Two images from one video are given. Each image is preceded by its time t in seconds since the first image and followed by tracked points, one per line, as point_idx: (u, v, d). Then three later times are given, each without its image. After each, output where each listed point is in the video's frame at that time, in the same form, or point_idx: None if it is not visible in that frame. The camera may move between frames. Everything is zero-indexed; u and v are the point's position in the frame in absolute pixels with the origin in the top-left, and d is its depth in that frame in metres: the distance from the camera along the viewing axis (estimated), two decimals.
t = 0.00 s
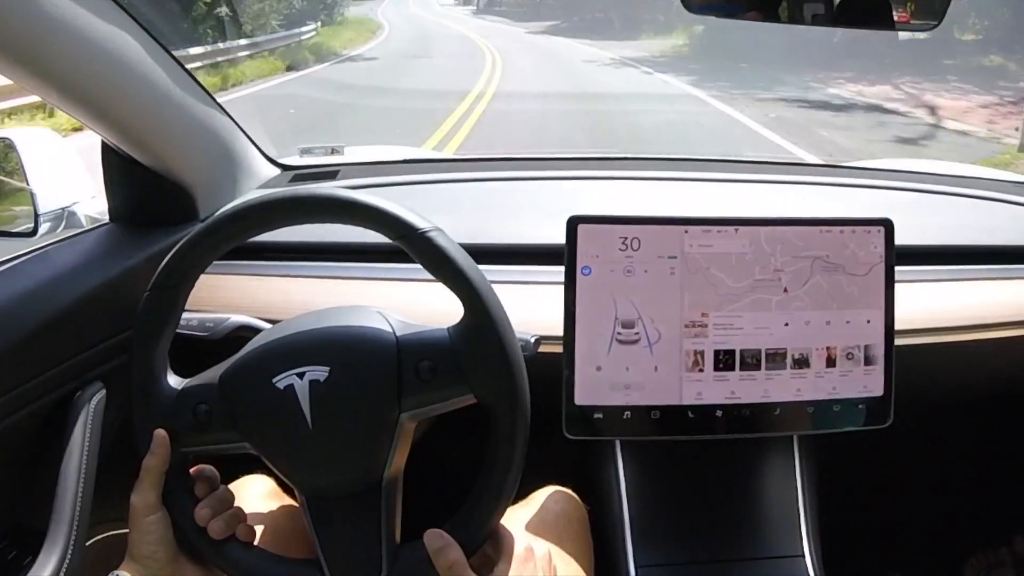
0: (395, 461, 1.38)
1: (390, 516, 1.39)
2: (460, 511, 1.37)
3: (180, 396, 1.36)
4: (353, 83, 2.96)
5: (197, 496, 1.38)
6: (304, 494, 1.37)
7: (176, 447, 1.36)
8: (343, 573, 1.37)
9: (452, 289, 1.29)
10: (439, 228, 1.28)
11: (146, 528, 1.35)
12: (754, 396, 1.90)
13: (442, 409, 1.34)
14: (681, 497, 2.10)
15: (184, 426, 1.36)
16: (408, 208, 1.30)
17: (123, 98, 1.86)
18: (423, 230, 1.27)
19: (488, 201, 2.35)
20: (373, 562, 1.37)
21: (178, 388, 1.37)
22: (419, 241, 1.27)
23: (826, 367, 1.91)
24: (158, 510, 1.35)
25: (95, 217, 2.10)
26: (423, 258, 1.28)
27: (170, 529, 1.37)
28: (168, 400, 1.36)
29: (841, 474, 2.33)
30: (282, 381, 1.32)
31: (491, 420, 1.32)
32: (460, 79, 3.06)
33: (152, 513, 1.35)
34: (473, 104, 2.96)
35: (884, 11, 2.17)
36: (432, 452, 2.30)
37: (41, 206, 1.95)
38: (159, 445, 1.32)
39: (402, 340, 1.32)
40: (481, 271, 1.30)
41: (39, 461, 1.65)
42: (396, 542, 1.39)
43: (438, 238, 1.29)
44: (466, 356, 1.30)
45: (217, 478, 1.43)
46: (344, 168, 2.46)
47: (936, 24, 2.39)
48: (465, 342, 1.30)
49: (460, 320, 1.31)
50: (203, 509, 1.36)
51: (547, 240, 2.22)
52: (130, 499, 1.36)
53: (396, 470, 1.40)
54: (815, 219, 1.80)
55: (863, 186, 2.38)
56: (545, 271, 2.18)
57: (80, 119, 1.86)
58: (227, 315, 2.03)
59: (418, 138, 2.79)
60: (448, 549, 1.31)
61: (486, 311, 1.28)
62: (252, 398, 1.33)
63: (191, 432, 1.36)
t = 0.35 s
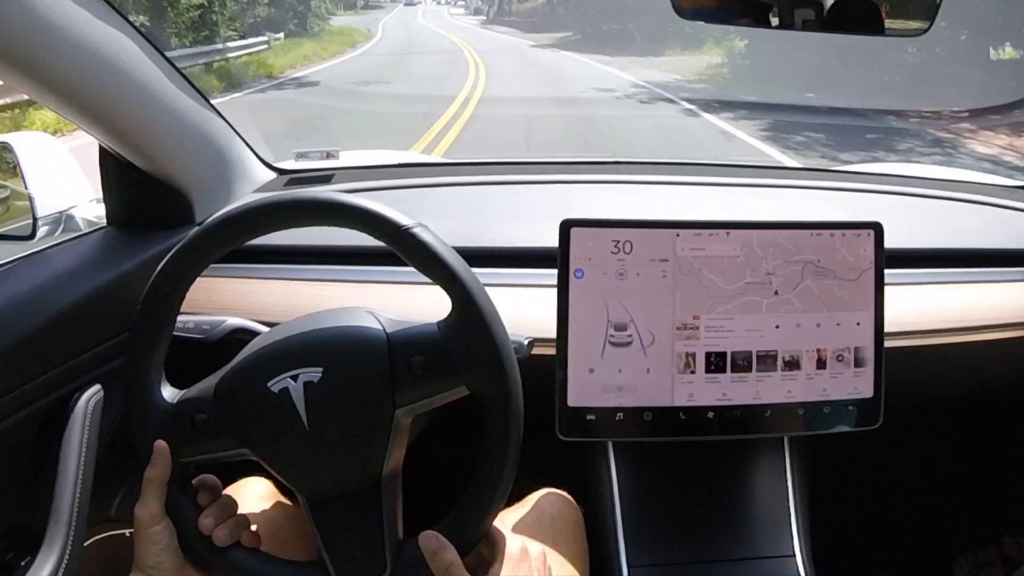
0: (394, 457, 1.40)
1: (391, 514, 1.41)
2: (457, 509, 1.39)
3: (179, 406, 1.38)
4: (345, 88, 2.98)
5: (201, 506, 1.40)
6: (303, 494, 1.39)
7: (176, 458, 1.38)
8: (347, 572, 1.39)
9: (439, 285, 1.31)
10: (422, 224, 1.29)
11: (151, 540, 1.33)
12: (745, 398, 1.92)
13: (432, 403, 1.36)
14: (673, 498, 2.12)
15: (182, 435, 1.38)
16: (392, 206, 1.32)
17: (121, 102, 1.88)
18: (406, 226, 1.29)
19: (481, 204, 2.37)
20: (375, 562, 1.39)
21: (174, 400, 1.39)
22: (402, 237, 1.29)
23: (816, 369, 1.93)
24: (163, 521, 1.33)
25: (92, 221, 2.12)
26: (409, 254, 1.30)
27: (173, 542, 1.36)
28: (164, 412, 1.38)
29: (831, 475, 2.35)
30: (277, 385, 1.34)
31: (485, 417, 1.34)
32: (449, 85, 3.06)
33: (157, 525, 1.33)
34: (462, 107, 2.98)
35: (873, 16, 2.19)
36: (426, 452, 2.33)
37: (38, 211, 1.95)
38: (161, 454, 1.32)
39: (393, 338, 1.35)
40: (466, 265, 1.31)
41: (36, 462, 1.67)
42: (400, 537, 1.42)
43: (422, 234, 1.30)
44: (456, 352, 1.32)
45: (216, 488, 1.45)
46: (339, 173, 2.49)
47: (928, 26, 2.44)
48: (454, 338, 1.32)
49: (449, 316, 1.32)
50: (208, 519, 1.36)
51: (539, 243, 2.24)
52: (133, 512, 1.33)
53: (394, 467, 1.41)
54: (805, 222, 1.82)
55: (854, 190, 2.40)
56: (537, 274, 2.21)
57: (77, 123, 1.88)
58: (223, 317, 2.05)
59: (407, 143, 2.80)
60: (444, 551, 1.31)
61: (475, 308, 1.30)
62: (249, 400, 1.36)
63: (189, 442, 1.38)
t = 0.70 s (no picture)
0: (391, 454, 1.41)
1: (392, 511, 1.43)
2: (451, 508, 1.41)
3: (177, 414, 1.41)
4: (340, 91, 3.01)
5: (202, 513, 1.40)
6: (300, 496, 1.41)
7: (176, 467, 1.39)
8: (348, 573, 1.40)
9: (427, 283, 1.32)
10: (406, 222, 1.31)
11: (157, 549, 1.35)
12: (736, 400, 1.94)
13: (422, 400, 1.38)
14: (666, 499, 2.14)
15: (180, 444, 1.40)
16: (376, 205, 1.34)
17: (119, 107, 1.91)
18: (390, 225, 1.31)
19: (476, 208, 2.39)
20: (376, 563, 1.40)
21: (170, 411, 1.41)
22: (389, 236, 1.31)
23: (807, 371, 1.95)
24: (168, 529, 1.36)
25: (90, 224, 2.13)
26: (395, 253, 1.31)
27: (180, 550, 1.37)
28: (161, 422, 1.40)
29: (824, 476, 2.37)
30: (271, 388, 1.36)
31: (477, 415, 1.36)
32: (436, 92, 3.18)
33: (161, 533, 1.35)
34: (450, 113, 3.07)
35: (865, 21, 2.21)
36: (420, 453, 2.35)
37: (36, 211, 1.98)
38: (161, 463, 1.35)
39: (385, 337, 1.37)
40: (454, 261, 1.33)
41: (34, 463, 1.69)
42: (400, 535, 1.44)
43: (408, 231, 1.32)
44: (445, 350, 1.33)
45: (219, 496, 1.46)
46: (335, 177, 2.52)
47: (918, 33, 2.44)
48: (444, 335, 1.33)
49: (438, 313, 1.34)
50: (210, 524, 1.37)
51: (532, 246, 2.27)
52: (138, 523, 1.36)
53: (391, 466, 1.43)
54: (795, 225, 1.84)
55: (845, 194, 2.42)
56: (531, 277, 2.23)
57: (74, 128, 1.90)
58: (220, 320, 2.07)
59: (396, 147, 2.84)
60: (443, 547, 1.33)
61: (464, 306, 1.31)
62: (244, 402, 1.38)
63: (187, 449, 1.40)
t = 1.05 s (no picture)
0: (386, 456, 1.43)
1: (388, 510, 1.45)
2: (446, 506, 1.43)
3: (173, 418, 1.42)
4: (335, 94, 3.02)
5: (201, 514, 1.42)
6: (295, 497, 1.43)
7: (173, 469, 1.41)
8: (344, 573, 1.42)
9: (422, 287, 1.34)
10: (400, 224, 1.33)
11: (156, 549, 1.38)
12: (727, 401, 1.96)
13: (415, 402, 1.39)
14: (659, 498, 2.17)
15: (178, 446, 1.42)
16: (370, 208, 1.36)
17: (117, 111, 1.93)
18: (384, 227, 1.33)
19: (471, 211, 2.42)
20: (373, 563, 1.42)
21: (166, 415, 1.42)
22: (382, 238, 1.33)
23: (798, 373, 1.97)
24: (165, 529, 1.39)
25: (86, 227, 2.13)
26: (389, 256, 1.33)
27: (178, 549, 1.40)
28: (160, 426, 1.42)
29: (815, 478, 2.40)
30: (267, 391, 1.38)
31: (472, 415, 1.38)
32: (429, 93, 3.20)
33: (159, 534, 1.39)
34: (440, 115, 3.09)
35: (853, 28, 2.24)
36: (415, 454, 2.38)
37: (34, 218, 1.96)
38: (159, 466, 1.37)
39: (379, 338, 1.38)
40: (447, 262, 1.35)
41: (33, 465, 1.71)
42: (396, 534, 1.46)
43: (400, 233, 1.34)
44: (438, 350, 1.35)
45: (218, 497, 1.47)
46: (330, 181, 2.55)
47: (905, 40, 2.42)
48: (438, 336, 1.35)
49: (432, 314, 1.36)
50: (208, 526, 1.39)
51: (524, 249, 2.29)
52: (137, 524, 1.40)
53: (386, 467, 1.45)
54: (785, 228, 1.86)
55: (836, 198, 2.45)
56: (526, 280, 2.25)
57: (72, 132, 1.92)
58: (217, 322, 2.09)
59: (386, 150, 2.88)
60: (439, 546, 1.35)
61: (457, 308, 1.33)
62: (241, 404, 1.40)
63: (185, 452, 1.41)
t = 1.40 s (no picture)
0: (380, 460, 1.44)
1: (380, 515, 1.45)
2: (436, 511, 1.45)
3: (172, 415, 1.44)
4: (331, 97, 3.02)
5: (196, 512, 1.44)
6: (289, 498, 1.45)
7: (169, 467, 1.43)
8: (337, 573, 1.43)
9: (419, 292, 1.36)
10: (397, 229, 1.35)
11: (150, 547, 1.40)
12: (720, 404, 1.98)
13: (410, 407, 1.41)
14: (652, 500, 2.19)
15: (174, 445, 1.44)
16: (368, 213, 1.38)
17: (114, 115, 1.95)
18: (381, 232, 1.34)
19: (466, 214, 2.44)
20: (366, 564, 1.43)
21: (164, 412, 1.45)
22: (378, 243, 1.34)
23: (789, 375, 2.00)
24: (159, 528, 1.41)
25: (86, 231, 2.17)
26: (386, 260, 1.35)
27: (172, 546, 1.42)
28: (156, 424, 1.44)
29: (808, 479, 2.43)
30: (264, 393, 1.40)
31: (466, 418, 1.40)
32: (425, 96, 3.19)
33: (154, 532, 1.40)
34: (427, 119, 3.09)
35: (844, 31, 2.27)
36: (409, 455, 2.40)
37: (33, 218, 1.98)
38: (155, 466, 1.39)
39: (374, 341, 1.40)
40: (443, 267, 1.37)
41: (31, 466, 1.73)
42: (389, 537, 1.46)
43: (397, 238, 1.36)
44: (433, 355, 1.37)
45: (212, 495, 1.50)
46: (325, 185, 2.59)
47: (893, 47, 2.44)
48: (433, 340, 1.37)
49: (428, 318, 1.37)
50: (202, 524, 1.41)
51: (518, 252, 2.32)
52: (132, 521, 1.41)
53: (381, 472, 1.46)
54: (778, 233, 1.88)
55: (828, 202, 2.47)
56: (519, 283, 2.27)
57: (69, 136, 1.94)
58: (214, 325, 2.11)
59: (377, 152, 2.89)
60: (431, 549, 1.37)
61: (453, 313, 1.35)
62: (236, 406, 1.41)
63: (181, 451, 1.43)
